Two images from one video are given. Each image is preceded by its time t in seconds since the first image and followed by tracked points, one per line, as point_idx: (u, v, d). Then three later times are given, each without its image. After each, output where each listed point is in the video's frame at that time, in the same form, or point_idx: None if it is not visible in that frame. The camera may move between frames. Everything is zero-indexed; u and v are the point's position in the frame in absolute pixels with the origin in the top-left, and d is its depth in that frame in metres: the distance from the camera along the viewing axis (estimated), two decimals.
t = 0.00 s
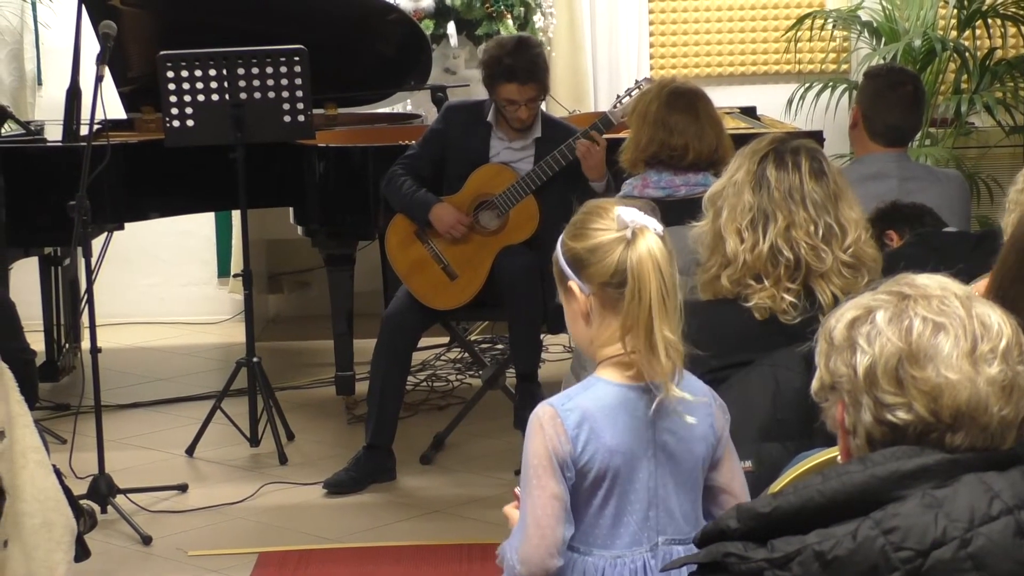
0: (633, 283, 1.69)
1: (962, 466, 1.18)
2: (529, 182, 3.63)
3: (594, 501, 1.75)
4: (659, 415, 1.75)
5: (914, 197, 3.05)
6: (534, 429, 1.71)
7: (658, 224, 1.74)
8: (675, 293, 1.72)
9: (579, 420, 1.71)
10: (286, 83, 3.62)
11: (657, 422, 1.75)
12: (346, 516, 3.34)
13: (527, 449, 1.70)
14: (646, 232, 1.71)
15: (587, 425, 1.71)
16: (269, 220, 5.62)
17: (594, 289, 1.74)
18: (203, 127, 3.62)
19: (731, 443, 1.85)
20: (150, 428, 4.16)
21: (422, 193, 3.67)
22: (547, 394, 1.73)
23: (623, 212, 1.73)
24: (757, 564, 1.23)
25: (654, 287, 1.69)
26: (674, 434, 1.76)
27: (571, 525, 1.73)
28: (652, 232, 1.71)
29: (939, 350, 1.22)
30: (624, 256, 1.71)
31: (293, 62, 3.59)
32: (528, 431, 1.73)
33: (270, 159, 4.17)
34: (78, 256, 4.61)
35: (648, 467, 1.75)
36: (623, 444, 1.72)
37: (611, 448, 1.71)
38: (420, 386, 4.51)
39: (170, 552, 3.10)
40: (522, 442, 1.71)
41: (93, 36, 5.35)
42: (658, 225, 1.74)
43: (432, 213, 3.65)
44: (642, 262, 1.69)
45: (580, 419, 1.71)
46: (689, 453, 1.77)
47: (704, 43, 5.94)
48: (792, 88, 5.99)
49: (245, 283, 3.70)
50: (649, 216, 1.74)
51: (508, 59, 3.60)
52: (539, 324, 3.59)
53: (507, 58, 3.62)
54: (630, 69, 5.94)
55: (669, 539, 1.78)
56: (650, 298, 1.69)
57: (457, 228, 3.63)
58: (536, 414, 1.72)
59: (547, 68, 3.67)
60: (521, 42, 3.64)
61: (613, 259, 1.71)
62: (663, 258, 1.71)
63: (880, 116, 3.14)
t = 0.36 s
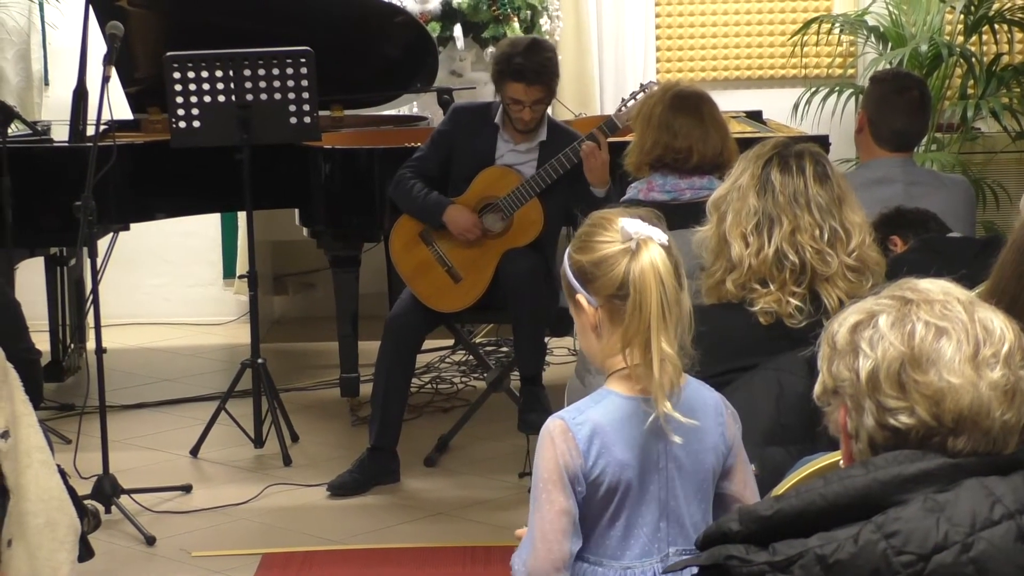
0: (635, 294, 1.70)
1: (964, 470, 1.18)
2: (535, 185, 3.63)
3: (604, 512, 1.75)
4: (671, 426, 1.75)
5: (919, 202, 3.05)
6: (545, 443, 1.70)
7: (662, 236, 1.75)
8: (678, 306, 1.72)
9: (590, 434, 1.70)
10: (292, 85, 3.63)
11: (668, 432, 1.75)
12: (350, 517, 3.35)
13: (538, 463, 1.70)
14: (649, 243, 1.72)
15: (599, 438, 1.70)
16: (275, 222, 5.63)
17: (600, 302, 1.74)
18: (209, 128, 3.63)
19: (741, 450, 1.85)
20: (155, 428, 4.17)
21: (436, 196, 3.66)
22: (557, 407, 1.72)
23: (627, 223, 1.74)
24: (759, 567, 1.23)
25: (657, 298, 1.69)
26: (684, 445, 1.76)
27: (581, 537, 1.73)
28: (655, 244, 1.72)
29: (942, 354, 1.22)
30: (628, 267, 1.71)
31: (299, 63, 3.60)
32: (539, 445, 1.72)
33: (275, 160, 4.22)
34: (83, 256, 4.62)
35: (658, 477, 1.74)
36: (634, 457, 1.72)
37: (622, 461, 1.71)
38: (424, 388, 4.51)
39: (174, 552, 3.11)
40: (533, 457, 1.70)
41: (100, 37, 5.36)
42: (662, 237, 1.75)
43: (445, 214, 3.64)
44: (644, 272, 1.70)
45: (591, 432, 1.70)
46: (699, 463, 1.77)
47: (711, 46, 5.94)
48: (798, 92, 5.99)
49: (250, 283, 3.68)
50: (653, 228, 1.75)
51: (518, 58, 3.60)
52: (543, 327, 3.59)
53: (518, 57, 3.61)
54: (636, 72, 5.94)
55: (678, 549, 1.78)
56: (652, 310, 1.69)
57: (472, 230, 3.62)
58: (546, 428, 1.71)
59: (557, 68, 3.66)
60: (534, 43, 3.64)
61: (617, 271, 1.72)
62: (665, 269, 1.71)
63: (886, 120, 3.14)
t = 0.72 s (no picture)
0: (644, 289, 1.70)
1: (969, 471, 1.18)
2: (540, 186, 3.63)
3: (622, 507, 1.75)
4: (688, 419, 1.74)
5: (926, 205, 3.05)
6: (562, 436, 1.70)
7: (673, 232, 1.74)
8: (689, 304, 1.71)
9: (608, 427, 1.70)
10: (299, 84, 3.63)
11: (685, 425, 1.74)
12: (354, 517, 3.35)
13: (555, 456, 1.70)
14: (660, 239, 1.72)
15: (616, 431, 1.70)
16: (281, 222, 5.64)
17: (612, 296, 1.75)
18: (217, 126, 3.63)
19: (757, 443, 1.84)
20: (160, 427, 4.18)
21: (442, 195, 3.67)
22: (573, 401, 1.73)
23: (639, 219, 1.74)
24: (765, 567, 1.23)
25: (667, 295, 1.69)
26: (701, 438, 1.75)
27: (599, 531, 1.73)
28: (665, 240, 1.72)
29: (948, 356, 1.22)
30: (638, 263, 1.71)
31: (306, 63, 3.60)
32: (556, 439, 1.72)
33: (280, 160, 4.22)
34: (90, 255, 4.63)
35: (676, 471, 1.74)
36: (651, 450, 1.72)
37: (640, 454, 1.71)
38: (429, 388, 4.52)
39: (178, 551, 3.11)
40: (550, 450, 1.70)
41: (108, 36, 5.37)
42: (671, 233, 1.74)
43: (453, 214, 3.64)
44: (652, 268, 1.70)
45: (608, 425, 1.71)
46: (716, 457, 1.77)
47: (718, 49, 5.94)
48: (805, 95, 5.99)
49: (256, 283, 3.67)
50: (663, 224, 1.75)
51: (525, 59, 3.60)
52: (549, 328, 3.60)
53: (526, 57, 3.61)
54: (643, 74, 5.93)
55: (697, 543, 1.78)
56: (662, 306, 1.69)
57: (479, 230, 3.62)
58: (563, 422, 1.71)
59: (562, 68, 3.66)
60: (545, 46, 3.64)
61: (628, 266, 1.72)
62: (674, 265, 1.71)
63: (892, 123, 3.14)
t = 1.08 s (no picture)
0: (640, 300, 1.71)
1: (989, 470, 1.17)
2: (553, 181, 3.62)
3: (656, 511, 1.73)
4: (715, 417, 1.73)
5: (941, 204, 3.03)
6: (588, 442, 1.70)
7: (674, 241, 1.73)
8: (686, 315, 1.70)
9: (635, 429, 1.69)
10: (312, 79, 3.63)
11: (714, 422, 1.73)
12: (365, 512, 3.35)
13: (582, 462, 1.69)
14: (658, 249, 1.71)
15: (642, 432, 1.69)
16: (293, 217, 5.64)
17: (624, 300, 1.76)
18: (230, 120, 3.63)
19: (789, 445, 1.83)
20: (172, 420, 4.18)
21: (455, 190, 3.68)
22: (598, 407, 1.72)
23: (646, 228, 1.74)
24: (783, 564, 1.23)
25: (660, 307, 1.69)
26: (730, 435, 1.74)
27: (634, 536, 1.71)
28: (664, 250, 1.71)
29: (969, 354, 1.21)
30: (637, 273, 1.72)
31: (320, 57, 3.60)
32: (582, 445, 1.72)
33: (292, 155, 4.24)
34: (102, 248, 4.63)
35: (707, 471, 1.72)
36: (680, 449, 1.71)
37: (668, 453, 1.70)
38: (440, 384, 4.51)
39: (190, 544, 3.12)
40: (576, 456, 1.70)
41: (122, 29, 5.37)
42: (673, 241, 1.73)
43: (467, 209, 3.64)
44: (647, 279, 1.70)
45: (634, 427, 1.70)
46: (747, 454, 1.75)
47: (732, 45, 5.93)
48: (818, 92, 5.97)
49: (268, 278, 3.67)
50: (667, 232, 1.73)
51: (537, 56, 3.59)
52: (561, 324, 3.58)
53: (536, 55, 3.60)
54: (655, 71, 5.92)
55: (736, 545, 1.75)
56: (655, 319, 1.69)
57: (492, 226, 3.61)
58: (589, 428, 1.71)
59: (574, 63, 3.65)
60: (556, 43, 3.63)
61: (633, 273, 1.74)
62: (670, 276, 1.69)
63: (907, 121, 3.12)
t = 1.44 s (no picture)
0: (663, 306, 1.68)
1: (1016, 465, 1.16)
2: (569, 173, 3.60)
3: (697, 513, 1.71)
4: (754, 416, 1.70)
5: (960, 197, 3.00)
6: (627, 447, 1.67)
7: (703, 246, 1.69)
8: (704, 325, 1.66)
9: (674, 433, 1.67)
10: (328, 69, 3.62)
11: (753, 422, 1.70)
12: (380, 502, 3.35)
13: (622, 468, 1.67)
14: (686, 255, 1.68)
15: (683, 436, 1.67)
16: (307, 207, 5.64)
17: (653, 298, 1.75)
18: (246, 110, 3.63)
19: (827, 442, 1.80)
20: (187, 410, 4.19)
21: (471, 181, 3.66)
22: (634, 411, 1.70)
23: (677, 232, 1.71)
24: (807, 558, 1.23)
25: (678, 316, 1.66)
26: (769, 434, 1.71)
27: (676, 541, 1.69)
28: (691, 256, 1.67)
29: (996, 347, 1.20)
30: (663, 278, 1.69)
31: (336, 48, 3.59)
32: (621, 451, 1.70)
33: (307, 146, 4.23)
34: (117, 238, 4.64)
35: (748, 471, 1.70)
36: (719, 450, 1.68)
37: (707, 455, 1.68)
38: (455, 374, 4.51)
39: (205, 534, 3.12)
40: (616, 462, 1.68)
41: (138, 19, 5.37)
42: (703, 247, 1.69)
43: (482, 202, 3.63)
44: (672, 285, 1.67)
45: (673, 431, 1.67)
46: (787, 452, 1.72)
47: (748, 37, 5.90)
48: (835, 84, 5.95)
49: (283, 267, 3.65)
50: (698, 236, 1.69)
51: (551, 46, 3.58)
52: (578, 316, 3.58)
53: (551, 44, 3.59)
54: (671, 62, 5.90)
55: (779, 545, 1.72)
56: (674, 328, 1.66)
57: (507, 216, 3.61)
58: (627, 433, 1.69)
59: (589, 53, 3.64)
60: (571, 32, 3.61)
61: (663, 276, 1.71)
62: (694, 285, 1.66)
63: (926, 112, 3.10)
